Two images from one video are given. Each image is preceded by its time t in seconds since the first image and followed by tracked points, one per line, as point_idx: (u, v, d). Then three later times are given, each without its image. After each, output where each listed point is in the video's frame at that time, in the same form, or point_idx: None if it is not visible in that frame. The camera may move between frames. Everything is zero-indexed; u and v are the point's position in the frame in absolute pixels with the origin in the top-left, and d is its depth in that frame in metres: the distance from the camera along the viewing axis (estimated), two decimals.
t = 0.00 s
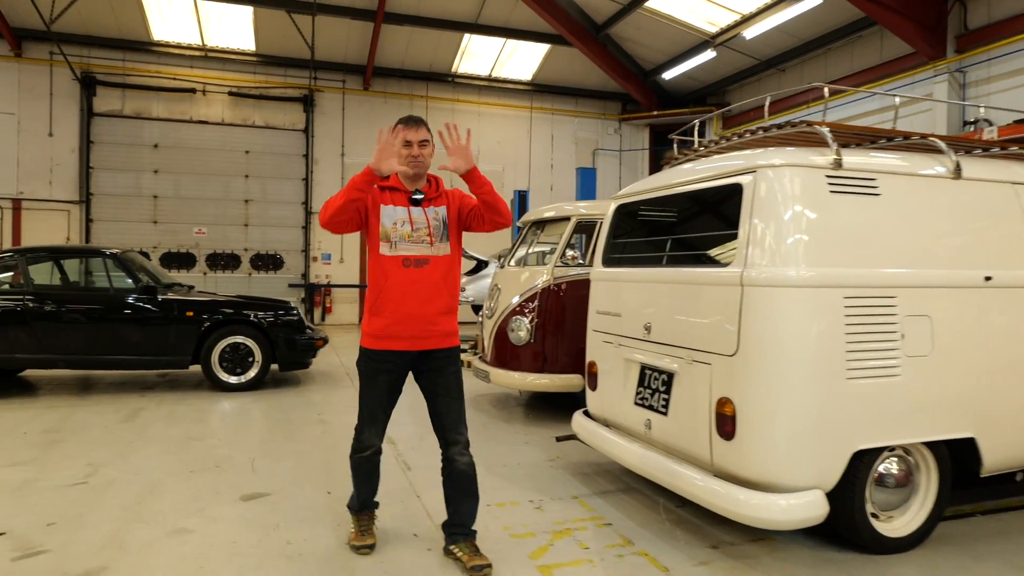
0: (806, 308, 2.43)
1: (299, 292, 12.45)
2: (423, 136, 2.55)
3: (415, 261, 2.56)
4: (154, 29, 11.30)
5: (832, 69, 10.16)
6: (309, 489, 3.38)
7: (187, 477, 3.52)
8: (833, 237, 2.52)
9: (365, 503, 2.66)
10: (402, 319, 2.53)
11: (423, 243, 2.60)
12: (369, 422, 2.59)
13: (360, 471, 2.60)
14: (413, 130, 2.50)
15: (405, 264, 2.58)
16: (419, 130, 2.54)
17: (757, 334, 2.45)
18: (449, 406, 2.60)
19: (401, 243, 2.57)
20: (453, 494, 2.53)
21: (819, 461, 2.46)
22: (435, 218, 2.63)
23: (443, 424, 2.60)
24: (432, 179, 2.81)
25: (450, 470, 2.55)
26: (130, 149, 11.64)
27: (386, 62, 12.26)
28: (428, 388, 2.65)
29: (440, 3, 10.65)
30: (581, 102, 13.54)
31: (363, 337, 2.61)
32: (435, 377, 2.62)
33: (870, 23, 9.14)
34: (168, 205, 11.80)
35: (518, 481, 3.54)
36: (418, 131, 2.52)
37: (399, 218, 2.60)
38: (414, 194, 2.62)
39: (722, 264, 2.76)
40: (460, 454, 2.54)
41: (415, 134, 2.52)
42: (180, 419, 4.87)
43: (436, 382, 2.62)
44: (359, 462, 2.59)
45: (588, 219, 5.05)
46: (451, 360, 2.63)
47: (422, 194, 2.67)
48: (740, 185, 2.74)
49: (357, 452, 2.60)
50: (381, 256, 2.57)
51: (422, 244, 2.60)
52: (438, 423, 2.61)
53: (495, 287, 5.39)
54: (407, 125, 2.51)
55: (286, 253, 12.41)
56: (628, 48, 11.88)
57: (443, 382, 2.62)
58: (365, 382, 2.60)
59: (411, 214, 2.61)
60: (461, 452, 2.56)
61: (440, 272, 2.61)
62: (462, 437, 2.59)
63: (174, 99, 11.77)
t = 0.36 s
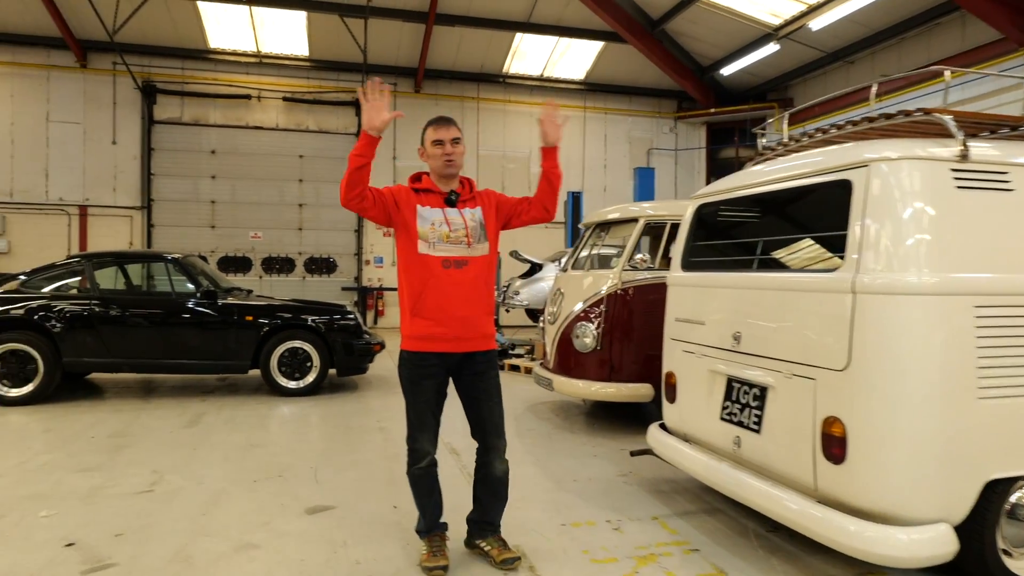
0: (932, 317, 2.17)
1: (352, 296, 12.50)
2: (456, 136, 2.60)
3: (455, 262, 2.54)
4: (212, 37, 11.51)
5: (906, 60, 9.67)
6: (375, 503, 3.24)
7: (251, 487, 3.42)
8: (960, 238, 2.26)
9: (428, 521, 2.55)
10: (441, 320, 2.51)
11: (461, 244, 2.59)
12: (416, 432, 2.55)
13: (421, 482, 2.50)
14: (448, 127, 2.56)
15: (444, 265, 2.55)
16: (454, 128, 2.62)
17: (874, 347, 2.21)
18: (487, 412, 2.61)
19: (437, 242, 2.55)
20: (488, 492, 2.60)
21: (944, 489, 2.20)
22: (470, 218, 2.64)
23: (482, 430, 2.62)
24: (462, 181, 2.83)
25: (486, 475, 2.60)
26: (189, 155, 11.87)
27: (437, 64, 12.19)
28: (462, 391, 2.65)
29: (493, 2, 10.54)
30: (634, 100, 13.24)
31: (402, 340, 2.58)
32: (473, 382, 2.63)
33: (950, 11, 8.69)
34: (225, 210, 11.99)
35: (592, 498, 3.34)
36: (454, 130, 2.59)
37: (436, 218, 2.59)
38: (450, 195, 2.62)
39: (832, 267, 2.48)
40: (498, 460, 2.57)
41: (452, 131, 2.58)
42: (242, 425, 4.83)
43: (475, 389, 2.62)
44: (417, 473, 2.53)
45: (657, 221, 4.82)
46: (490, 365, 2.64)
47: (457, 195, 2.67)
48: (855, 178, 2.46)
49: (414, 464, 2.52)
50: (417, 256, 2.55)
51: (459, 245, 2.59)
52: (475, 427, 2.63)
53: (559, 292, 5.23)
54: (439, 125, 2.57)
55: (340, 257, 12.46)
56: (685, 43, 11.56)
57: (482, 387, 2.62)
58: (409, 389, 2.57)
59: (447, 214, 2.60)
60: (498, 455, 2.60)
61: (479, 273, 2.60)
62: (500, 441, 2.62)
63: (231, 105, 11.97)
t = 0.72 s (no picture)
0: None
1: (394, 296, 12.48)
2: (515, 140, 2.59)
3: (507, 264, 2.47)
4: (262, 36, 11.59)
5: (975, 60, 9.26)
6: (430, 514, 3.11)
7: (302, 492, 3.31)
8: None
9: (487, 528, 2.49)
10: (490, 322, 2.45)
11: (513, 246, 2.51)
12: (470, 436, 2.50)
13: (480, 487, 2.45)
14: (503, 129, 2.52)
15: (496, 267, 2.48)
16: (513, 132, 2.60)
17: (997, 366, 1.96)
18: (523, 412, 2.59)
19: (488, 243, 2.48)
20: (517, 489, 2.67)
21: None
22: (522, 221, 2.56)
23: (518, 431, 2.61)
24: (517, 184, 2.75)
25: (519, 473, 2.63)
26: (238, 153, 11.99)
27: (484, 63, 12.11)
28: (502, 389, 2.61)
29: None
30: (683, 101, 12.97)
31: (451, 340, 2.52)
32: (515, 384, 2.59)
33: None
34: (271, 208, 12.08)
35: (659, 516, 3.15)
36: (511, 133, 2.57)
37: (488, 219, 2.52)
38: (504, 198, 2.56)
39: (942, 274, 2.26)
40: (515, 458, 2.58)
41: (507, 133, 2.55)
42: (290, 425, 4.75)
43: (517, 390, 2.59)
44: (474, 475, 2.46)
45: (721, 224, 4.59)
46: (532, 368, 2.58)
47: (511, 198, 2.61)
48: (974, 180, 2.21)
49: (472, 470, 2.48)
50: (467, 257, 2.49)
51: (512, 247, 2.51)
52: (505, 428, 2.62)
53: (615, 296, 5.04)
54: (491, 126, 2.53)
55: (383, 256, 12.46)
56: (739, 42, 11.24)
57: (522, 389, 2.59)
58: (461, 389, 2.52)
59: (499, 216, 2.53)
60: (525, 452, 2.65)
61: (532, 276, 2.52)
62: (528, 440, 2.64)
63: (279, 103, 12.05)
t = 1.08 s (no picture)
0: None
1: (391, 295, 12.28)
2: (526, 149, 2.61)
3: (513, 268, 2.47)
4: (257, 32, 11.40)
5: (974, 62, 9.19)
6: (452, 530, 2.94)
7: (313, 506, 3.14)
8: None
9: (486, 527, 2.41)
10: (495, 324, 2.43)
11: (519, 251, 2.50)
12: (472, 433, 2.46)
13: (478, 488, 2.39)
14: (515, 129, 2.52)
15: (501, 271, 2.48)
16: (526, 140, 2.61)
17: None
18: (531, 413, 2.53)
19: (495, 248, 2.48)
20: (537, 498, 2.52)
21: None
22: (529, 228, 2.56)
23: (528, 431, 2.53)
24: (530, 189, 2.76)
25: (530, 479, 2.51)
26: (232, 150, 11.78)
27: (483, 61, 12.00)
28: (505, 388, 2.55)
29: None
30: (681, 101, 12.87)
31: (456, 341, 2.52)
32: (520, 380, 2.55)
33: None
34: (266, 206, 11.86)
35: (691, 531, 2.99)
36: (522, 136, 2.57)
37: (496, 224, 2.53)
38: (511, 203, 2.56)
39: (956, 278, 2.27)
40: (527, 460, 2.51)
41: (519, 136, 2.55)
42: (294, 432, 4.56)
43: (524, 386, 2.54)
44: (476, 473, 2.39)
45: (741, 224, 4.44)
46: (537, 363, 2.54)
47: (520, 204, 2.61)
48: (1005, 181, 2.16)
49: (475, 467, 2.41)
50: (474, 260, 2.49)
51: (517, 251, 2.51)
52: (511, 429, 2.55)
53: (631, 297, 4.90)
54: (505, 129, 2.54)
55: (380, 255, 12.27)
56: (740, 43, 11.15)
57: (529, 387, 2.54)
58: (465, 387, 2.50)
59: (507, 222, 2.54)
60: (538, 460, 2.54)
61: (536, 281, 2.51)
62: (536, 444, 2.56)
63: (275, 100, 11.86)
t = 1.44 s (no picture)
0: None
1: (434, 298, 12.25)
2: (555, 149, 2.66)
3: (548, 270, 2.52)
4: (298, 37, 11.49)
5: None
6: (527, 543, 2.81)
7: (382, 515, 3.04)
8: None
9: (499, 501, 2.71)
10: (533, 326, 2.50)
11: (553, 253, 2.56)
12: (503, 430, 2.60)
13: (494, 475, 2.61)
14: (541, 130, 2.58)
15: (536, 274, 2.55)
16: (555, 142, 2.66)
17: None
18: (577, 411, 2.54)
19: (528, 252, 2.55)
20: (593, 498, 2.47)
21: None
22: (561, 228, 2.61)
23: (574, 430, 2.54)
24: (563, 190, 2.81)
25: (581, 478, 2.48)
26: (275, 155, 11.89)
27: (522, 59, 12.02)
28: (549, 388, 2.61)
29: None
30: (730, 94, 12.88)
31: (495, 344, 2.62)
32: (565, 381, 2.58)
33: None
34: (309, 210, 11.95)
35: (782, 546, 2.81)
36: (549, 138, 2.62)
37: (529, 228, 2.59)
38: (543, 206, 2.62)
39: None
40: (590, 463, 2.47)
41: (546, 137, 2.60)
42: (352, 437, 4.49)
43: (568, 385, 2.57)
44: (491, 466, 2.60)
45: (817, 218, 4.27)
46: (580, 363, 2.57)
47: (552, 205, 2.67)
48: None
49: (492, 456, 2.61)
50: (510, 264, 2.57)
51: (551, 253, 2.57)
52: (567, 430, 2.56)
53: (695, 297, 4.74)
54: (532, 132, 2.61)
55: (422, 258, 12.26)
56: (790, 31, 10.88)
57: (574, 386, 2.57)
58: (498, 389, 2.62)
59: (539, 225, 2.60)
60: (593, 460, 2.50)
61: (572, 282, 2.57)
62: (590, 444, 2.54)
63: (315, 104, 11.94)
